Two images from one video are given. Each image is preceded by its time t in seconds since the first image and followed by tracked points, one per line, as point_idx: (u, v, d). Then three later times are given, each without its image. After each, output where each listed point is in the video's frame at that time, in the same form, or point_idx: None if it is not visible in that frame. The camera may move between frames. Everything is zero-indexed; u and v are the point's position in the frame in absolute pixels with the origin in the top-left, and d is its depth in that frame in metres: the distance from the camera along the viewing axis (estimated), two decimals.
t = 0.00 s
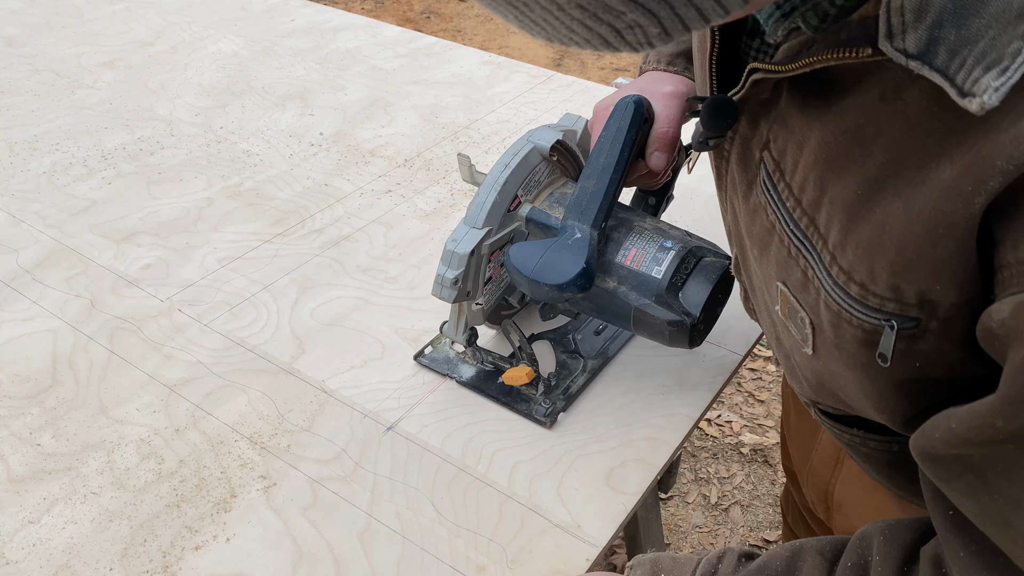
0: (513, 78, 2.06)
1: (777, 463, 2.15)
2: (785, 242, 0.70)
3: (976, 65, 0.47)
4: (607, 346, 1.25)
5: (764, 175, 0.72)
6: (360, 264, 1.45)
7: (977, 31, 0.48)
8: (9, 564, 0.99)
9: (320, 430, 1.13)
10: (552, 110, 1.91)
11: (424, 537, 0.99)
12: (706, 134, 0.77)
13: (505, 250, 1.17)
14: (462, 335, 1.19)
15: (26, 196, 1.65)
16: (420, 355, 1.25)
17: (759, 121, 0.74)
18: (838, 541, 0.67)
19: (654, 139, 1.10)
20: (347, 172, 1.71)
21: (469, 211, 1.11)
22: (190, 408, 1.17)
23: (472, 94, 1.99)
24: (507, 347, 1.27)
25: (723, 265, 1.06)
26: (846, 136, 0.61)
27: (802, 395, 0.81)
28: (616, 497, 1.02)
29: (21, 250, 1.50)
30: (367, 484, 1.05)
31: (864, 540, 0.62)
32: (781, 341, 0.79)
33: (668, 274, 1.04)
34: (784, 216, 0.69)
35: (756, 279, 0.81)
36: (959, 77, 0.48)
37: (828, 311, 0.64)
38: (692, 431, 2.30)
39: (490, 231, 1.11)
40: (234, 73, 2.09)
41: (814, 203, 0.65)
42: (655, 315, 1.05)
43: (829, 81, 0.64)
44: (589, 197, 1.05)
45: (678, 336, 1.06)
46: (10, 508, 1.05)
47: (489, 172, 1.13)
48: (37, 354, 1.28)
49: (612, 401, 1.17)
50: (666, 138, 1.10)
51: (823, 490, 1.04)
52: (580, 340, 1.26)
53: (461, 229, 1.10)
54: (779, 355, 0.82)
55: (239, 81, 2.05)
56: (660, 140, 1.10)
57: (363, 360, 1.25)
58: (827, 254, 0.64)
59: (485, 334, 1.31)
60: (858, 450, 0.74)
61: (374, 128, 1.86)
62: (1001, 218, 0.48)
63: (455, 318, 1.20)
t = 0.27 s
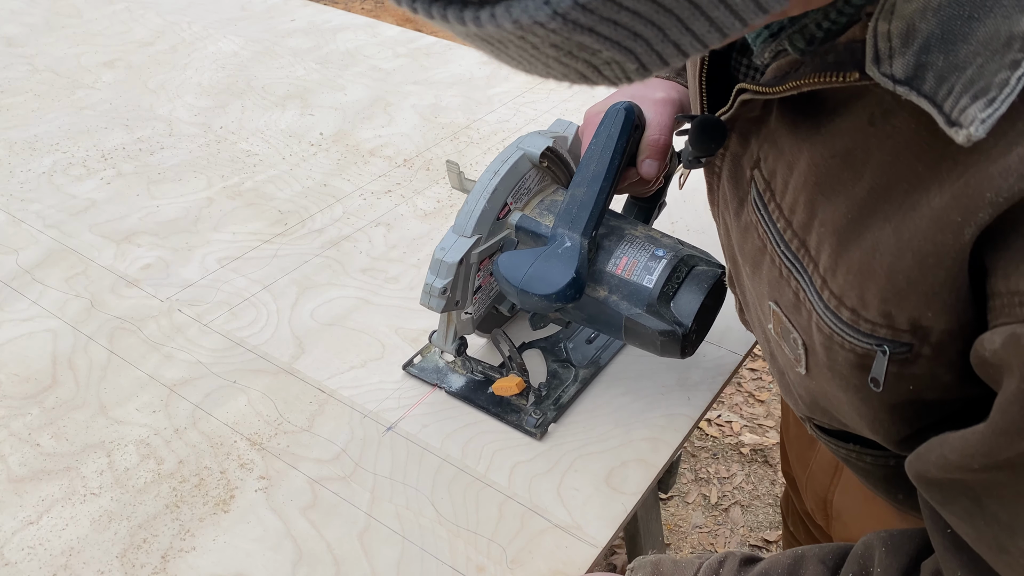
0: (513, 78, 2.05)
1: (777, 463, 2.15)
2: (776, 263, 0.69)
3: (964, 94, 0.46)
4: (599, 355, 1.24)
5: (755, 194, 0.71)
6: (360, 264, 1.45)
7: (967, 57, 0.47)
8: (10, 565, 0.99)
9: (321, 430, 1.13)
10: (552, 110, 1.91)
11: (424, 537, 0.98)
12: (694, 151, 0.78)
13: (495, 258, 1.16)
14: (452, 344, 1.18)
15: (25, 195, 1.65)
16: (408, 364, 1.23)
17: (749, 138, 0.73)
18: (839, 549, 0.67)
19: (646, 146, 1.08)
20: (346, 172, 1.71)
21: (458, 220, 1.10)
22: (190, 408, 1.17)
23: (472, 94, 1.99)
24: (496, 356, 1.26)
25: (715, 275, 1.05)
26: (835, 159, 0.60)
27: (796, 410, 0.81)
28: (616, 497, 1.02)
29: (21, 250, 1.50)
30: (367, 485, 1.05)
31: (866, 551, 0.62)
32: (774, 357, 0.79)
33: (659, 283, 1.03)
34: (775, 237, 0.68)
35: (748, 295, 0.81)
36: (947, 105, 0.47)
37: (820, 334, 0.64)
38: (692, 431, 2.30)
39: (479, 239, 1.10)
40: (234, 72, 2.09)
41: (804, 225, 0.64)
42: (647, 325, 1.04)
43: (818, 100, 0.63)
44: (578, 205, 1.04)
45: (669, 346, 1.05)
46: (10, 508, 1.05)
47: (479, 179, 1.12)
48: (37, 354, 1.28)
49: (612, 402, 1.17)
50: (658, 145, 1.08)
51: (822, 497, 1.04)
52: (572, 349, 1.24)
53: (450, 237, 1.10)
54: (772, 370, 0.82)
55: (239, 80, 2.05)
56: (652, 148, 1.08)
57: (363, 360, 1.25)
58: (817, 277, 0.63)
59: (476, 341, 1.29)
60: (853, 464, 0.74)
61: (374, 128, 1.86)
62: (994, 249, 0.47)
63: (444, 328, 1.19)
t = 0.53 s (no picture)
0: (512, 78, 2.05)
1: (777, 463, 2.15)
2: (765, 281, 0.70)
3: (943, 118, 0.47)
4: (590, 364, 1.21)
5: (743, 212, 0.72)
6: (360, 265, 1.45)
7: (946, 82, 0.48)
8: (10, 565, 0.99)
9: (321, 430, 1.13)
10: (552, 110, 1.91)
11: (424, 537, 0.99)
12: (680, 171, 0.77)
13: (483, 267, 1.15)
14: (440, 355, 1.18)
15: (25, 195, 1.65)
16: (396, 374, 1.21)
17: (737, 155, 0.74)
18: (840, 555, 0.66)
19: (636, 154, 1.08)
20: (346, 172, 1.71)
21: (445, 228, 1.09)
22: (190, 408, 1.17)
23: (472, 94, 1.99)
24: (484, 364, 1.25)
25: (707, 284, 1.05)
26: (822, 180, 0.61)
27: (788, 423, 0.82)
28: (616, 497, 1.02)
29: (21, 250, 1.50)
30: (367, 485, 1.05)
31: (866, 559, 0.61)
32: (766, 372, 0.79)
33: (650, 294, 1.03)
34: (764, 256, 0.69)
35: (739, 310, 0.81)
36: (928, 129, 0.48)
37: (810, 353, 0.64)
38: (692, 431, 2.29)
39: (467, 248, 1.09)
40: (234, 72, 2.08)
41: (793, 245, 0.65)
42: (638, 336, 1.04)
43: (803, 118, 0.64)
44: (568, 215, 1.03)
45: (660, 356, 1.04)
46: (10, 508, 1.05)
47: (467, 187, 1.11)
48: (37, 354, 1.28)
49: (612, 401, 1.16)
50: (648, 153, 1.08)
51: (819, 503, 1.04)
52: (562, 358, 1.22)
53: (438, 246, 1.09)
54: (765, 384, 0.82)
55: (239, 80, 2.05)
56: (642, 156, 1.08)
57: (364, 360, 1.25)
58: (805, 297, 0.64)
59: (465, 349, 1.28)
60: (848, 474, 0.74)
61: (374, 128, 1.86)
62: (979, 274, 0.48)
63: (432, 338, 1.18)
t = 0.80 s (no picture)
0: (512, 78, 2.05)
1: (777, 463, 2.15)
2: (754, 293, 0.70)
3: (925, 134, 0.46)
4: (583, 372, 1.20)
5: (731, 223, 0.72)
6: (360, 264, 1.45)
7: (927, 95, 0.46)
8: (10, 565, 0.99)
9: (321, 430, 1.13)
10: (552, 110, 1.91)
11: (424, 537, 0.98)
12: (666, 180, 0.77)
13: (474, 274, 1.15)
14: (429, 365, 1.15)
15: (25, 195, 1.65)
16: (385, 384, 1.20)
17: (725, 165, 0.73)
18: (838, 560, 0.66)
19: (628, 161, 1.07)
20: (345, 172, 1.71)
21: (435, 236, 1.09)
22: (190, 408, 1.17)
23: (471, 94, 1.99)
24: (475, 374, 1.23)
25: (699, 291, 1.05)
26: (807, 193, 0.60)
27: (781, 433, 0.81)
28: (617, 497, 1.02)
29: (21, 250, 1.50)
30: (367, 485, 1.05)
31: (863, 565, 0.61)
32: (758, 382, 0.79)
33: (641, 301, 1.03)
34: (751, 268, 0.69)
35: (730, 319, 0.81)
36: (909, 143, 0.47)
37: (798, 366, 0.64)
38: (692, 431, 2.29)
39: (457, 255, 1.09)
40: (234, 72, 2.08)
41: (780, 258, 0.64)
42: (630, 345, 1.04)
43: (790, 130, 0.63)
44: (559, 223, 1.03)
45: (652, 365, 1.04)
46: (10, 509, 1.05)
47: (457, 195, 1.11)
48: (37, 354, 1.28)
49: (613, 401, 1.16)
50: (639, 159, 1.07)
51: (817, 508, 1.04)
52: (554, 366, 1.20)
53: (428, 254, 1.08)
54: (757, 392, 0.82)
55: (239, 80, 2.05)
56: (633, 162, 1.07)
57: (363, 360, 1.25)
58: (792, 311, 0.63)
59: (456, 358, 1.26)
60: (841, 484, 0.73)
61: (374, 128, 1.86)
62: (964, 291, 0.48)
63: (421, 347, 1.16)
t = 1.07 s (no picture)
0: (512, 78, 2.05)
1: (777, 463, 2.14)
2: (747, 308, 0.70)
3: (918, 154, 0.46)
4: (576, 380, 1.19)
5: (724, 237, 0.72)
6: (360, 265, 1.45)
7: (920, 114, 0.46)
8: (10, 565, 0.99)
9: (321, 431, 1.13)
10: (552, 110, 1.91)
11: (423, 537, 0.98)
12: (657, 197, 0.76)
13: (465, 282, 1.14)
14: (419, 372, 1.14)
15: (25, 195, 1.65)
16: (375, 392, 1.18)
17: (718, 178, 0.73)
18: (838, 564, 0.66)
19: (621, 167, 1.07)
20: (345, 173, 1.71)
21: (426, 244, 1.09)
22: (189, 408, 1.17)
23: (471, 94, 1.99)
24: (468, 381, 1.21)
25: (693, 300, 1.05)
26: (800, 210, 0.60)
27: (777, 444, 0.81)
28: (617, 498, 1.02)
29: (21, 250, 1.50)
30: (367, 485, 1.05)
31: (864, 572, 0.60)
32: (753, 394, 0.79)
33: (634, 310, 1.02)
34: (744, 283, 0.69)
35: (724, 330, 0.81)
36: (902, 163, 0.47)
37: (792, 383, 0.64)
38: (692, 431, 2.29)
39: (449, 262, 1.09)
40: (234, 72, 2.08)
41: (772, 274, 0.64)
42: (623, 354, 1.03)
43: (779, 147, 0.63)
44: (551, 231, 1.03)
45: (645, 375, 1.03)
46: (10, 509, 1.05)
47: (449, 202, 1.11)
48: (37, 354, 1.28)
49: (613, 401, 1.16)
50: (633, 166, 1.07)
51: (816, 513, 1.04)
52: (548, 373, 1.19)
53: (419, 262, 1.08)
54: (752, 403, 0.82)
55: (239, 80, 2.05)
56: (626, 169, 1.07)
57: (363, 360, 1.25)
58: (785, 327, 0.63)
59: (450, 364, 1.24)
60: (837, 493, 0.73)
61: (374, 127, 1.86)
62: (958, 312, 0.48)
63: (412, 355, 1.15)
